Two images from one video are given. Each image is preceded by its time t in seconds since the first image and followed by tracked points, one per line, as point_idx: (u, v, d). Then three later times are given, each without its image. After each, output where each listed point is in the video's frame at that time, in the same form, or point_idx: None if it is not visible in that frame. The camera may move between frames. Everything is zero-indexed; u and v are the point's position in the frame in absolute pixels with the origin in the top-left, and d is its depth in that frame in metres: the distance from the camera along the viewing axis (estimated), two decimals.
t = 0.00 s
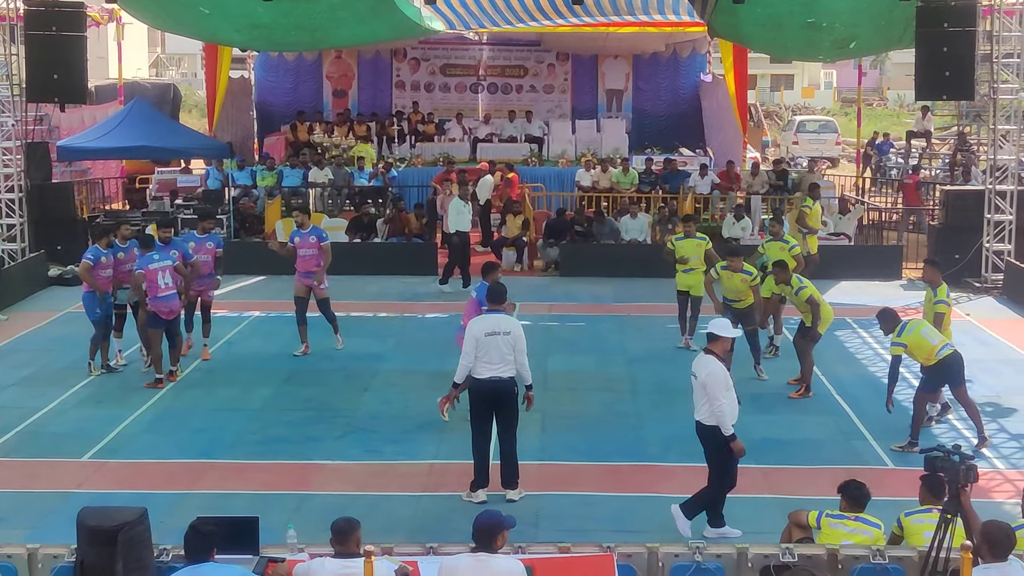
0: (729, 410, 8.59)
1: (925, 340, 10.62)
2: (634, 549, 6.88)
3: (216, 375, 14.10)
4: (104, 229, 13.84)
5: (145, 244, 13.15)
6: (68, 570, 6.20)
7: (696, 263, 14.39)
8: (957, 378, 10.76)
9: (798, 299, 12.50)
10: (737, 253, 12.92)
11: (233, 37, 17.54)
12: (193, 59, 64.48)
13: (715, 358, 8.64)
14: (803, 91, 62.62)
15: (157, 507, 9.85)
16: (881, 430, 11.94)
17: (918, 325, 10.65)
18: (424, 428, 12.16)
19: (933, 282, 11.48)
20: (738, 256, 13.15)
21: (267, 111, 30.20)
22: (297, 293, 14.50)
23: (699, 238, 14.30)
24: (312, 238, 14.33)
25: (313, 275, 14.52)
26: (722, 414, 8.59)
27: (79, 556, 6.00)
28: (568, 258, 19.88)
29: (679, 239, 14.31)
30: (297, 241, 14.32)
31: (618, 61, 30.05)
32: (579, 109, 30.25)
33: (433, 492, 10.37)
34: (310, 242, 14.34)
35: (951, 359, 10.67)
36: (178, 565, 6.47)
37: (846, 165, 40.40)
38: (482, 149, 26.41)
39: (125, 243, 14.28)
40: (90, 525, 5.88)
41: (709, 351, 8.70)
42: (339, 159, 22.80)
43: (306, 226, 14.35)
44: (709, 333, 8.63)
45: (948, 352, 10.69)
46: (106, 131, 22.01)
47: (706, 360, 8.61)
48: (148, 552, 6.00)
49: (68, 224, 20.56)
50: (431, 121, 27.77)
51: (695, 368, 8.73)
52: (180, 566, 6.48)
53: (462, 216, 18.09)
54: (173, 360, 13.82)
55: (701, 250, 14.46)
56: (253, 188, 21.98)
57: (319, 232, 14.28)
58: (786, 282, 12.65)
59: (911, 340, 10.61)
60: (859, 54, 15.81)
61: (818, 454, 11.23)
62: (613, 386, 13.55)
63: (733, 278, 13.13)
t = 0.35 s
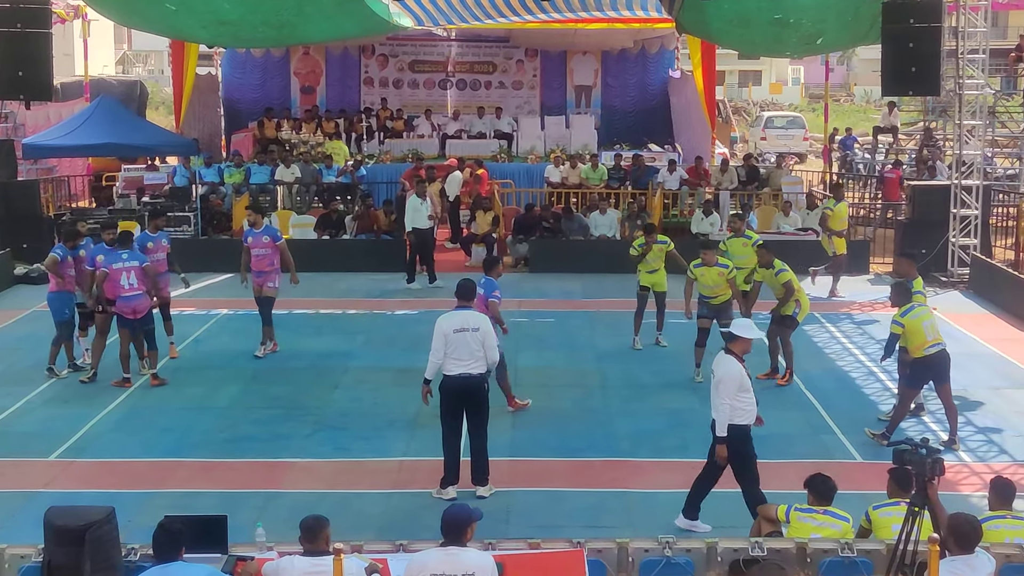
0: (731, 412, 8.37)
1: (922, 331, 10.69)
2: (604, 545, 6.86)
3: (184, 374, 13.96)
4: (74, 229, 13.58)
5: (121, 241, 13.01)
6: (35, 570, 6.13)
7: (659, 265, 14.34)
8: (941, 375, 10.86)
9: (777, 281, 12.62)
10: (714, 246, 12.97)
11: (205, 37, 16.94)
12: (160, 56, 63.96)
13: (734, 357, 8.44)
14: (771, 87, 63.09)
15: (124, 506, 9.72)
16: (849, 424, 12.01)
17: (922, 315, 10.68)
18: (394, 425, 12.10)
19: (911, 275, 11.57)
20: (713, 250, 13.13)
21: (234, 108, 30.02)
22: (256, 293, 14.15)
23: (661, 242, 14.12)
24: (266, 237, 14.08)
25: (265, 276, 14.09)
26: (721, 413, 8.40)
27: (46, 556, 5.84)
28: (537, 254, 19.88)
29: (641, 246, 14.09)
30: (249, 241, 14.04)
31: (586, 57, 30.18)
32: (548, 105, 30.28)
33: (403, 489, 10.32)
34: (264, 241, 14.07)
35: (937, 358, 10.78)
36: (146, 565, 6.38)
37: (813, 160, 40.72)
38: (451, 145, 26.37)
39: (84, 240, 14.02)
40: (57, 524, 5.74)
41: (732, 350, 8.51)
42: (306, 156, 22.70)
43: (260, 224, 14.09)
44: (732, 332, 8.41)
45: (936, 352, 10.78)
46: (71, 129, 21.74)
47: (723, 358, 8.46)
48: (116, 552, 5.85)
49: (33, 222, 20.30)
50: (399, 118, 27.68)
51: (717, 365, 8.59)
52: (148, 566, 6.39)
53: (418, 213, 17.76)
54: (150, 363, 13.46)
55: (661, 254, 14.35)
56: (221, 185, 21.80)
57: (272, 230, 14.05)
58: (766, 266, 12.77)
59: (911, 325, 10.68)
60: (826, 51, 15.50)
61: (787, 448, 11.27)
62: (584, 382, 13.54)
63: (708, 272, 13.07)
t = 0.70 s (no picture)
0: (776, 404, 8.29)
1: (894, 324, 10.77)
2: (581, 539, 6.88)
3: (160, 370, 13.85)
4: (42, 227, 13.45)
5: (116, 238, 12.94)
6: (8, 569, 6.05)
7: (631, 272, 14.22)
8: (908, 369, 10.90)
9: (770, 275, 12.74)
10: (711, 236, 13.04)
11: (184, 33, 17.04)
12: (133, 51, 63.36)
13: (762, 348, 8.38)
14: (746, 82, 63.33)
15: (99, 504, 9.64)
16: (824, 418, 12.07)
17: (897, 309, 10.75)
18: (371, 420, 12.06)
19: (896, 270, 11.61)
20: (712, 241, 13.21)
21: (208, 104, 29.83)
22: (208, 292, 14.00)
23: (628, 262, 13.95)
24: (225, 236, 13.87)
25: (224, 273, 14.03)
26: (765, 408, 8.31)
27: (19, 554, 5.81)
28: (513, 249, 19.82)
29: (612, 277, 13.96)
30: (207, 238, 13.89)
31: (562, 53, 30.15)
32: (523, 101, 30.23)
33: (379, 485, 10.28)
34: (222, 240, 13.86)
35: (903, 353, 10.83)
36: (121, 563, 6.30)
37: (787, 155, 40.93)
38: (427, 141, 26.32)
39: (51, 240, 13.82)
40: (33, 523, 5.72)
41: (756, 343, 8.44)
42: (281, 152, 22.61)
43: (221, 222, 13.90)
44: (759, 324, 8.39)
45: (904, 348, 10.84)
46: (44, 125, 21.53)
47: (754, 352, 8.35)
48: (91, 550, 5.82)
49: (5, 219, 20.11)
50: (375, 113, 27.58)
51: (740, 360, 8.48)
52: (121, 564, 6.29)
53: (388, 209, 18.03)
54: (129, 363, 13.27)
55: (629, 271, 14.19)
56: (195, 181, 21.66)
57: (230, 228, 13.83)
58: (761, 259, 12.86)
59: (883, 316, 10.79)
60: (801, 47, 15.71)
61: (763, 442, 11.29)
62: (560, 377, 13.54)
63: (706, 262, 13.16)
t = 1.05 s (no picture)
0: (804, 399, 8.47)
1: (838, 316, 10.81)
2: (556, 535, 6.85)
3: (133, 369, 13.74)
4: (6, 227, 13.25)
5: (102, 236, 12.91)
6: None
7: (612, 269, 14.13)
8: (858, 359, 11.04)
9: (764, 268, 12.76)
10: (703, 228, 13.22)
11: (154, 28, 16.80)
12: (105, 50, 62.85)
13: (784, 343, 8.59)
14: (720, 79, 63.69)
15: (72, 503, 9.55)
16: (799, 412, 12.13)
17: (842, 302, 10.79)
18: (346, 418, 12.01)
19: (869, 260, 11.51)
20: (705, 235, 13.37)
21: (181, 101, 29.66)
22: (163, 292, 13.90)
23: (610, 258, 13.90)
24: (185, 234, 13.78)
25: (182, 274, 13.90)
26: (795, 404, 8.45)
27: None
28: (488, 247, 19.78)
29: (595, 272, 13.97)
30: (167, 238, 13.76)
31: (536, 49, 30.16)
32: (497, 98, 30.19)
33: (354, 483, 10.23)
34: (182, 239, 13.79)
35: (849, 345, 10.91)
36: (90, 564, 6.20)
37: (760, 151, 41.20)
38: (401, 138, 26.29)
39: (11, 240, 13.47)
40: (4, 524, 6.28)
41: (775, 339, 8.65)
42: (255, 150, 22.53)
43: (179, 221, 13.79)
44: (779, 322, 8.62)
45: (850, 339, 10.91)
46: (15, 123, 21.32)
47: (776, 349, 8.53)
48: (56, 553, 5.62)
49: None
50: (349, 111, 27.50)
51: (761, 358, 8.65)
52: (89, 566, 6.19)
53: (362, 205, 17.92)
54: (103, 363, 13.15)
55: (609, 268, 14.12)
56: (168, 179, 21.53)
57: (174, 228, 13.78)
58: (749, 250, 12.90)
59: (826, 310, 10.83)
60: (773, 44, 15.78)
61: (738, 437, 11.32)
62: (535, 373, 13.54)
63: (698, 255, 13.31)
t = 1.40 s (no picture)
0: (827, 398, 8.74)
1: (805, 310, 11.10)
2: (544, 535, 6.84)
3: (120, 370, 13.68)
4: None
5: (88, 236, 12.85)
6: None
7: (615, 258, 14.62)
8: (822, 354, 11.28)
9: (757, 262, 12.90)
10: (706, 226, 13.54)
11: (137, 28, 16.61)
12: (91, 50, 62.61)
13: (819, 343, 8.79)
14: (706, 78, 63.84)
15: (58, 505, 9.49)
16: (784, 411, 12.13)
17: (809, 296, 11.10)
18: (332, 418, 11.97)
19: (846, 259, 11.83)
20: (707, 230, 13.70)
21: (166, 102, 29.59)
22: (142, 290, 13.86)
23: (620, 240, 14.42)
24: (159, 231, 13.87)
25: (154, 271, 13.90)
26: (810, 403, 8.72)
27: None
28: (475, 246, 19.82)
29: (604, 240, 14.52)
30: (142, 237, 13.74)
31: (521, 48, 30.21)
32: (483, 97, 30.18)
33: (340, 483, 10.21)
34: (157, 236, 13.88)
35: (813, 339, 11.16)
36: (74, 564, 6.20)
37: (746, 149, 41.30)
38: (386, 138, 26.25)
39: None
40: None
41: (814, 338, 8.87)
42: (240, 150, 22.43)
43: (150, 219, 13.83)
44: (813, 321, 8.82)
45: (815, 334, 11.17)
46: None
47: (809, 347, 8.78)
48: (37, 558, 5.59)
49: None
50: (335, 110, 27.47)
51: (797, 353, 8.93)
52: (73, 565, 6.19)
53: (349, 203, 17.89)
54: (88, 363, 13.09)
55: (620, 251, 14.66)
56: (154, 180, 21.50)
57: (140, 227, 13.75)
58: (745, 246, 13.03)
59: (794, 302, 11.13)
60: (759, 40, 15.72)
61: (724, 436, 11.32)
62: (522, 372, 13.53)
63: (703, 251, 13.64)
